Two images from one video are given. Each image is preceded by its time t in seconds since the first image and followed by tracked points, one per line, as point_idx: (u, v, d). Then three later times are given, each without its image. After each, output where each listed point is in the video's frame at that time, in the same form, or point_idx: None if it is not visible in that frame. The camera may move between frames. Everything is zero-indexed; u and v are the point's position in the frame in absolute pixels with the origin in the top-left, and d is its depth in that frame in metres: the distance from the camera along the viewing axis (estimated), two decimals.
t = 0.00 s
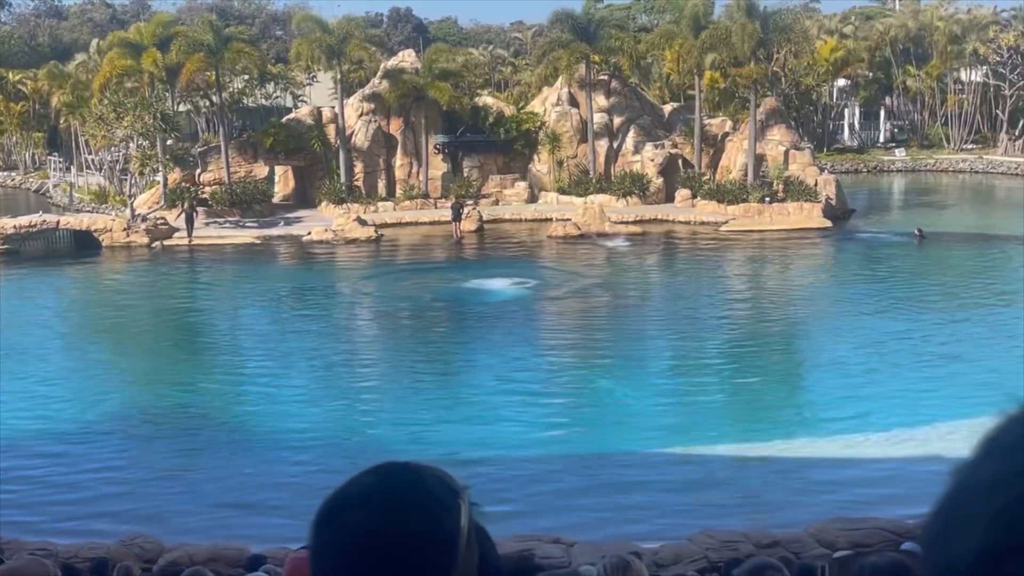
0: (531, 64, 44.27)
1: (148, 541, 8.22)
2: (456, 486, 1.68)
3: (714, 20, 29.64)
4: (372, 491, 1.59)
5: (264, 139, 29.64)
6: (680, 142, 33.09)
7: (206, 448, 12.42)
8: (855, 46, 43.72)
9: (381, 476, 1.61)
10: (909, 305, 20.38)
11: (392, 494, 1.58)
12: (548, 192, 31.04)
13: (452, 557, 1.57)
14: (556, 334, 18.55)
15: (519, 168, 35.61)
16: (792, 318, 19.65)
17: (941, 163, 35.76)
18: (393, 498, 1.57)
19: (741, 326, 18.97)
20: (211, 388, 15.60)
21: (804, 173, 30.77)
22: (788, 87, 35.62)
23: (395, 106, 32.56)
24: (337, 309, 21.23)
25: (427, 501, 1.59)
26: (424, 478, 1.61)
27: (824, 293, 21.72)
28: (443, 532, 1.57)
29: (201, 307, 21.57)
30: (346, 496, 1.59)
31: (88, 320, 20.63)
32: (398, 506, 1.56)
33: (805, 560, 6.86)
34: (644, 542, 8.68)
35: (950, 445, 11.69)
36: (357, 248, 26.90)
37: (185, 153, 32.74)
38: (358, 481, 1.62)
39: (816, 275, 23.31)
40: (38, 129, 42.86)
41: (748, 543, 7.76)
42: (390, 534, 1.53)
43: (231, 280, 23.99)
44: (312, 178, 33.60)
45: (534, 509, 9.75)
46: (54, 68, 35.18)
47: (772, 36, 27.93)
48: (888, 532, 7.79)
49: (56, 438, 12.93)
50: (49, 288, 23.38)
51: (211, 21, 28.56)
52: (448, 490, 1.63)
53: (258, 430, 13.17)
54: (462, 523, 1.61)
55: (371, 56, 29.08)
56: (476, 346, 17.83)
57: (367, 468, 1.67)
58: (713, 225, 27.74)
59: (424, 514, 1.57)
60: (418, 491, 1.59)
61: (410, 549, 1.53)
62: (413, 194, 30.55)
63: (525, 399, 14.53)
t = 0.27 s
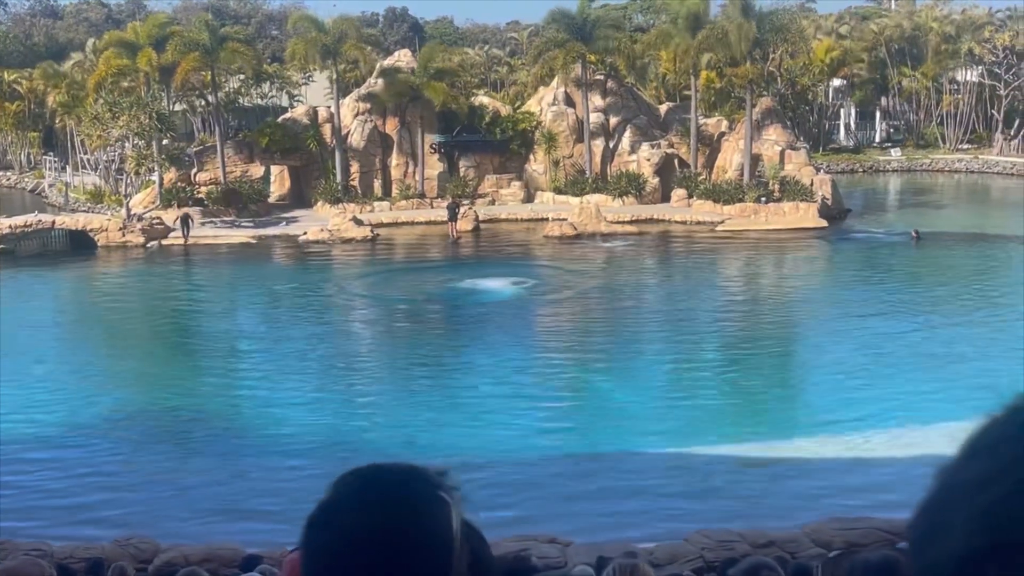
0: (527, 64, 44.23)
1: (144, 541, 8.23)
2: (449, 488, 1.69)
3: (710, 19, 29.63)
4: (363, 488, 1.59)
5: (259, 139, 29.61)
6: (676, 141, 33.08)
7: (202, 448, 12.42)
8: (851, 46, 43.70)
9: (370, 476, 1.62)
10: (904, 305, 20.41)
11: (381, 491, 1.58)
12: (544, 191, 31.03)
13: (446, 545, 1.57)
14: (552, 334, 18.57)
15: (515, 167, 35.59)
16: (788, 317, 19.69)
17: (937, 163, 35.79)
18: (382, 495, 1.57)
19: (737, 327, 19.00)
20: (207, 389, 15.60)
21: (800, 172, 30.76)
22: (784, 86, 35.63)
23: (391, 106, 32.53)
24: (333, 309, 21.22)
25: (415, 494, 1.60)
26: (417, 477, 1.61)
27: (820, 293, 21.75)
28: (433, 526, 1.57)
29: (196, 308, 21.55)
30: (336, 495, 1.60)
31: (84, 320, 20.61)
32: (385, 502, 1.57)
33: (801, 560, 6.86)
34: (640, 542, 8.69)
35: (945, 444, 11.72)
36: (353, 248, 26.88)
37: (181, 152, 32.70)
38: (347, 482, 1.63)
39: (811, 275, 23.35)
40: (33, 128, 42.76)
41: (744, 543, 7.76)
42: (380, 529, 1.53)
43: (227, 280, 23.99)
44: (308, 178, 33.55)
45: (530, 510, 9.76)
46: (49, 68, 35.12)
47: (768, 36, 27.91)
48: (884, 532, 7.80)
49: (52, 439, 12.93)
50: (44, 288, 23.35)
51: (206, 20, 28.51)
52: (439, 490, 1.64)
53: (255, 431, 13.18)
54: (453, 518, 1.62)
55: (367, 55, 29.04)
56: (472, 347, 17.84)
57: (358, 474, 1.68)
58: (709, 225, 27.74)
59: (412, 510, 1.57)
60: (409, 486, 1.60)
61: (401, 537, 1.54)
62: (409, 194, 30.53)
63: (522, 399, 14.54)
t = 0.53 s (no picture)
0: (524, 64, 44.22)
1: (139, 541, 8.22)
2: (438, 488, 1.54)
3: (706, 19, 29.64)
4: (351, 491, 1.46)
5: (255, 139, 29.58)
6: (672, 141, 33.11)
7: (198, 449, 12.40)
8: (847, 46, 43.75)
9: (354, 479, 1.48)
10: (900, 305, 20.44)
11: (366, 494, 1.44)
12: (541, 191, 31.03)
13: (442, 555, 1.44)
14: (548, 334, 18.58)
15: (511, 167, 35.58)
16: (784, 317, 19.71)
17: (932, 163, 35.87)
18: (369, 498, 1.43)
19: (733, 326, 19.01)
20: (203, 389, 15.57)
21: (796, 172, 30.80)
22: (779, 86, 35.66)
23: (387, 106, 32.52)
24: (329, 309, 21.20)
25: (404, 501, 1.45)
26: (404, 476, 1.47)
27: (816, 292, 21.77)
28: (426, 530, 1.44)
29: (192, 308, 21.52)
30: (322, 505, 1.45)
31: (79, 320, 20.57)
32: (373, 507, 1.43)
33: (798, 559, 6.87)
34: (638, 541, 8.68)
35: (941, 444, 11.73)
36: (348, 248, 26.88)
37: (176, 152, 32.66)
38: (332, 490, 1.48)
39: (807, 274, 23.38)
40: (29, 128, 42.67)
41: (741, 543, 7.77)
42: (368, 536, 1.40)
43: (223, 280, 23.97)
44: (304, 178, 33.53)
45: (526, 510, 9.75)
46: (45, 68, 35.08)
47: (765, 36, 27.94)
48: (880, 532, 7.81)
49: (48, 439, 12.91)
50: (39, 288, 23.31)
51: (202, 20, 28.48)
52: (429, 491, 1.49)
53: (251, 431, 13.18)
54: (447, 521, 1.48)
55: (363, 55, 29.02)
56: (469, 347, 17.83)
57: (345, 476, 1.54)
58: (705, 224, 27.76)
59: (403, 512, 1.43)
60: (401, 490, 1.46)
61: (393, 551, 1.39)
62: (405, 194, 30.50)
63: (518, 399, 14.54)
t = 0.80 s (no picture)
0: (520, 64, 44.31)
1: (136, 541, 8.22)
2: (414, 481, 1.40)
3: (703, 19, 29.68)
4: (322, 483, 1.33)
5: (251, 138, 29.58)
6: (668, 141, 33.18)
7: (195, 449, 12.41)
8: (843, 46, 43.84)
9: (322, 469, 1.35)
10: (896, 306, 20.48)
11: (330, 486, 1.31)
12: (538, 191, 31.05)
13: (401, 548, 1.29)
14: (545, 334, 18.60)
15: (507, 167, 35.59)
16: (781, 317, 19.74)
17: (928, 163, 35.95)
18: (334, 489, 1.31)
19: (730, 326, 19.04)
20: (200, 388, 15.57)
21: (793, 172, 30.86)
22: (775, 86, 35.74)
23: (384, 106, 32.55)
24: (326, 309, 21.22)
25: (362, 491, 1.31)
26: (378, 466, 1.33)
27: (812, 293, 21.80)
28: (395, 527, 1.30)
29: (189, 307, 21.53)
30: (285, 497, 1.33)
31: (76, 320, 20.57)
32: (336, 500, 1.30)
33: (794, 559, 6.88)
34: (634, 542, 8.71)
35: (937, 446, 11.76)
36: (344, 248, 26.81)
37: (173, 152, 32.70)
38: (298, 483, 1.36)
39: (803, 275, 23.42)
40: (26, 127, 42.64)
41: (737, 543, 7.77)
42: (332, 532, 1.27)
43: (220, 280, 23.98)
44: (301, 177, 33.58)
45: (523, 511, 9.76)
46: (42, 68, 35.09)
47: (762, 36, 27.98)
48: (876, 532, 7.82)
49: (45, 439, 12.91)
50: (36, 288, 23.30)
51: (199, 20, 28.49)
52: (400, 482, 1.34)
53: (248, 431, 13.19)
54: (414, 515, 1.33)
55: (360, 55, 29.03)
56: (466, 347, 17.84)
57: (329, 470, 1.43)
58: (701, 224, 27.82)
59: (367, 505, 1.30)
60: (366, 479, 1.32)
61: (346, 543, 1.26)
62: (402, 193, 30.49)
63: (515, 399, 14.56)
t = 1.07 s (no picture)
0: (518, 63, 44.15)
1: (131, 541, 8.19)
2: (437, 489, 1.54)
3: (701, 19, 29.61)
4: (346, 492, 1.46)
5: (249, 138, 29.52)
6: (666, 141, 33.11)
7: (191, 449, 12.39)
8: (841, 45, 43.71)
9: (351, 481, 1.48)
10: (894, 306, 20.45)
11: (358, 497, 1.44)
12: (535, 191, 30.97)
13: (436, 556, 1.43)
14: (543, 334, 18.55)
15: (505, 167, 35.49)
16: (778, 317, 19.71)
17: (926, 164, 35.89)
18: (363, 500, 1.44)
19: (727, 326, 19.00)
20: (196, 388, 15.55)
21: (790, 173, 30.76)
22: (774, 86, 35.66)
23: (381, 105, 32.46)
24: (322, 309, 21.19)
25: (390, 500, 1.45)
26: (402, 479, 1.47)
27: (810, 294, 21.77)
28: (422, 531, 1.43)
29: (186, 307, 21.50)
30: (318, 509, 1.47)
31: (73, 319, 20.53)
32: (366, 510, 1.43)
33: (791, 559, 6.87)
34: (631, 541, 8.71)
35: (935, 445, 11.73)
36: (343, 247, 26.96)
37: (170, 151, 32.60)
38: (329, 493, 1.49)
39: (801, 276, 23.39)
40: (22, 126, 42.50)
41: (733, 543, 7.76)
42: (365, 538, 1.40)
43: (216, 280, 23.91)
44: (298, 177, 33.48)
45: (521, 509, 9.76)
46: (39, 67, 34.97)
47: (760, 35, 27.91)
48: (873, 532, 7.82)
49: (41, 439, 12.88)
50: (33, 287, 23.25)
51: (196, 18, 28.41)
52: (422, 491, 1.48)
53: (244, 431, 13.14)
54: (440, 522, 1.47)
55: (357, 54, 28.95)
56: (463, 347, 17.80)
57: (344, 477, 1.54)
58: (699, 225, 27.77)
59: (398, 514, 1.43)
60: (393, 490, 1.45)
61: (382, 551, 1.39)
62: (399, 193, 30.41)
63: (512, 398, 14.52)
